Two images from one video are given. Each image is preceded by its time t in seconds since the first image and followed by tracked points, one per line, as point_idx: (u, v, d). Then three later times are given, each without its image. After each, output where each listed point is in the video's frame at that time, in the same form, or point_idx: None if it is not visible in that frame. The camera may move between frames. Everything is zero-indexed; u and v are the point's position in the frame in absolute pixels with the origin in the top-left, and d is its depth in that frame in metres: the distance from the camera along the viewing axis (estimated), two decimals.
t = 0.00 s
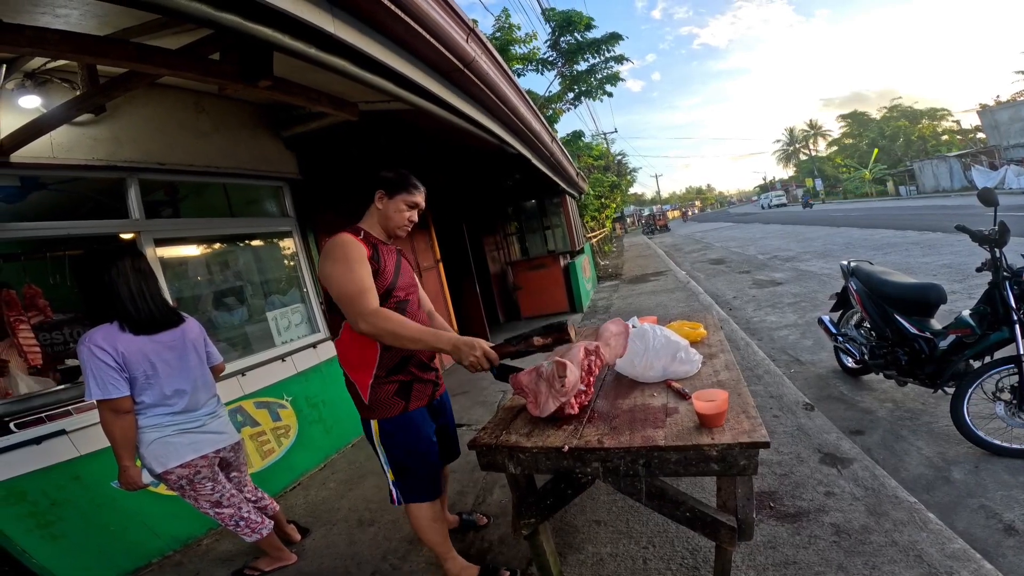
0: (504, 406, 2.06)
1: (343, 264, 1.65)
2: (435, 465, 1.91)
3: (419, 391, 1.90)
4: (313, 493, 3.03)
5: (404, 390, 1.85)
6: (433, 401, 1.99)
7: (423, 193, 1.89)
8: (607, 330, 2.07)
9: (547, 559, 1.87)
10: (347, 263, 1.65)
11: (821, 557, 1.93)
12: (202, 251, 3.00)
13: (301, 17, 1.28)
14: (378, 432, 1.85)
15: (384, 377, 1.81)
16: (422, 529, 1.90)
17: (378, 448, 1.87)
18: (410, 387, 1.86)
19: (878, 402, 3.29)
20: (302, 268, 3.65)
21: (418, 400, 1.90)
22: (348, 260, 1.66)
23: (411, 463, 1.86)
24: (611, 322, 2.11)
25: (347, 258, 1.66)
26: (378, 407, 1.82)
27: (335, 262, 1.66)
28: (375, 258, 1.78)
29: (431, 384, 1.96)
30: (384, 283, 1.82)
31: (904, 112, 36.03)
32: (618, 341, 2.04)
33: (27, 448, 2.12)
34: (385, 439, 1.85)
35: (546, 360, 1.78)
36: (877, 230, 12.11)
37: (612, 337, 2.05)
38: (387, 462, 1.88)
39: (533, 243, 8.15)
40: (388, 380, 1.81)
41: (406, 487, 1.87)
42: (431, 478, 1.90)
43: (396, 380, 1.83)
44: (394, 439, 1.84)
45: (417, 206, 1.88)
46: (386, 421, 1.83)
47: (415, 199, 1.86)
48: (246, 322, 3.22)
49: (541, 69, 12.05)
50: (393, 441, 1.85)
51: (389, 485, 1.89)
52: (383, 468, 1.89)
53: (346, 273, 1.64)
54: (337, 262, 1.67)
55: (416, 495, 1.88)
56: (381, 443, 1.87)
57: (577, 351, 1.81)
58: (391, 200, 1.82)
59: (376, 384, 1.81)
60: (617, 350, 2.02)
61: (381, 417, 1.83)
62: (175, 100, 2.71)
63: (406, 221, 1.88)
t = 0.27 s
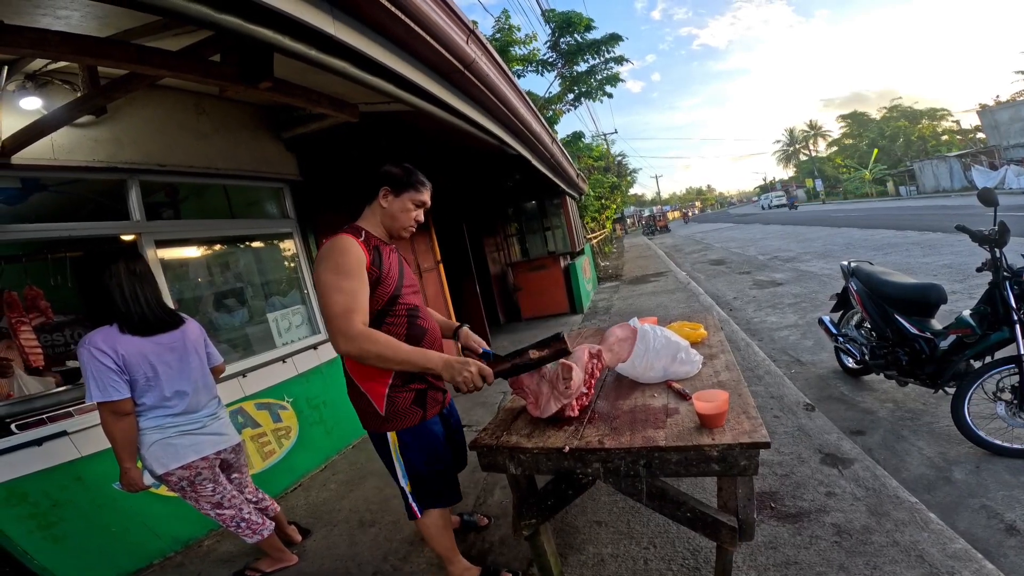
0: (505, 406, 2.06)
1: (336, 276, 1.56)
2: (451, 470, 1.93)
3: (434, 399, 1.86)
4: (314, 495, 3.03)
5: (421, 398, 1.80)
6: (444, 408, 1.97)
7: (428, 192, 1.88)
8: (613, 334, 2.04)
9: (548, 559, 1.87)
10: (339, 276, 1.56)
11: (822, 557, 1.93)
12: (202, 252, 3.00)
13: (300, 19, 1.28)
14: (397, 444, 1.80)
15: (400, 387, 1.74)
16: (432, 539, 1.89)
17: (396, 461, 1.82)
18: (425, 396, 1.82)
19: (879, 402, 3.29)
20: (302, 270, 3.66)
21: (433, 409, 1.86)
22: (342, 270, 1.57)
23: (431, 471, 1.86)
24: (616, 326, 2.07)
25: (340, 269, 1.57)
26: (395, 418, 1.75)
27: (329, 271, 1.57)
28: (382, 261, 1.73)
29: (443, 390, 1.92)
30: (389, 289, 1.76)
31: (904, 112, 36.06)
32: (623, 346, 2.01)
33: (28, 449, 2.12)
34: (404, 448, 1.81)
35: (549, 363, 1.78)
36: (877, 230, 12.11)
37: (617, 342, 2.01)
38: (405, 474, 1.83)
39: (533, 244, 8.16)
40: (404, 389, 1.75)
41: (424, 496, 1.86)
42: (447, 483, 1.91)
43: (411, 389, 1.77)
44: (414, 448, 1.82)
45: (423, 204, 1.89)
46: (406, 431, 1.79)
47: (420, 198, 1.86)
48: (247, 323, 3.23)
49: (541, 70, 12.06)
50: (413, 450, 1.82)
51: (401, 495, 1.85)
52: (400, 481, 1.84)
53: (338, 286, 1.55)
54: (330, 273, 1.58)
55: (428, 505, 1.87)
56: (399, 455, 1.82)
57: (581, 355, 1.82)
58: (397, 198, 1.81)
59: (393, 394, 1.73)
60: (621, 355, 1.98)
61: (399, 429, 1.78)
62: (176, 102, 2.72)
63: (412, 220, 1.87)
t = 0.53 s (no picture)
0: (506, 408, 2.06)
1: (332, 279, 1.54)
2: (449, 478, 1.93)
3: (431, 408, 1.86)
4: (314, 496, 3.03)
5: (420, 408, 1.80)
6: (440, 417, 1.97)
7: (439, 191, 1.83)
8: (618, 336, 2.05)
9: (548, 561, 1.87)
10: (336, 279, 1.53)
11: (823, 558, 1.93)
12: (201, 253, 2.99)
13: (300, 20, 1.28)
14: (398, 456, 1.78)
15: (400, 397, 1.74)
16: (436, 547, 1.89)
17: (397, 472, 1.79)
18: (424, 406, 1.83)
19: (879, 403, 3.29)
20: (302, 271, 3.66)
21: (431, 419, 1.87)
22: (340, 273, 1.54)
23: (432, 480, 1.86)
24: (619, 329, 2.10)
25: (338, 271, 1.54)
26: (392, 429, 1.74)
27: (329, 273, 1.54)
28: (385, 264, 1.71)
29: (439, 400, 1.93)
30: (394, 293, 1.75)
31: (903, 113, 36.10)
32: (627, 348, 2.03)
33: (28, 450, 2.12)
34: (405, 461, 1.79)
35: (554, 364, 1.79)
36: (877, 231, 12.12)
37: (621, 345, 2.04)
38: (407, 485, 1.81)
39: (533, 245, 8.16)
40: (403, 400, 1.75)
41: (425, 506, 1.85)
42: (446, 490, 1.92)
43: (410, 399, 1.77)
44: (416, 458, 1.81)
45: (433, 206, 1.84)
46: (407, 442, 1.78)
47: (432, 198, 1.81)
48: (247, 324, 3.22)
49: (540, 71, 12.06)
50: (415, 460, 1.81)
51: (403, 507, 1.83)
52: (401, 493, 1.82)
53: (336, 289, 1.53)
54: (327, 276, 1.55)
55: (430, 515, 1.86)
56: (401, 467, 1.79)
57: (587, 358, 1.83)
58: (406, 198, 1.77)
59: (392, 404, 1.72)
60: (623, 358, 2.02)
61: (399, 439, 1.76)
62: (176, 103, 2.72)
63: (421, 223, 1.84)
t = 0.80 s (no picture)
0: (506, 410, 2.05)
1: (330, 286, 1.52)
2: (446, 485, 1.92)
3: (428, 415, 1.86)
4: (313, 498, 3.02)
5: (417, 415, 1.79)
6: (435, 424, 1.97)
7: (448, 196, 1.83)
8: (613, 336, 2.04)
9: (548, 563, 1.86)
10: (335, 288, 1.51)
11: (823, 560, 1.92)
12: (201, 254, 2.99)
13: (300, 21, 1.28)
14: (394, 463, 1.77)
15: (396, 404, 1.73)
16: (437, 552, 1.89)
17: (393, 480, 1.78)
18: (420, 412, 1.81)
19: (879, 404, 3.28)
20: (301, 272, 3.65)
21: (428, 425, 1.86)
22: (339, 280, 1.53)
23: (428, 486, 1.85)
24: (615, 329, 2.08)
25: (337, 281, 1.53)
26: (390, 436, 1.73)
27: (332, 276, 1.53)
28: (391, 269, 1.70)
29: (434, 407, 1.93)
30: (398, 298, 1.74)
31: (902, 114, 36.17)
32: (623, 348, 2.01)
33: (26, 452, 2.12)
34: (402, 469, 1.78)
35: (554, 366, 1.78)
36: (876, 232, 12.14)
37: (618, 345, 2.02)
38: (403, 492, 1.80)
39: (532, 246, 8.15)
40: (400, 407, 1.74)
41: (422, 513, 1.84)
42: (443, 496, 1.91)
43: (407, 406, 1.76)
44: (412, 464, 1.80)
45: (442, 209, 1.85)
46: (403, 448, 1.78)
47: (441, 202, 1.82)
48: (246, 326, 3.22)
49: (540, 72, 12.07)
50: (411, 467, 1.80)
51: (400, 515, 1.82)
52: (397, 500, 1.81)
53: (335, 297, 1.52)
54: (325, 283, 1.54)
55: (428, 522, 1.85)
56: (396, 473, 1.78)
57: (586, 360, 1.82)
58: (416, 202, 1.77)
59: (388, 411, 1.71)
60: (622, 358, 2.00)
61: (396, 446, 1.75)
62: (175, 104, 2.71)
63: (430, 227, 1.84)
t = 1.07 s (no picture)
0: (506, 410, 2.05)
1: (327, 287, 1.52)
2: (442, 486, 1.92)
3: (424, 416, 1.86)
4: (312, 497, 3.02)
5: (413, 417, 1.79)
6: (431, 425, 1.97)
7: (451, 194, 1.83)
8: (618, 338, 2.04)
9: (547, 563, 1.86)
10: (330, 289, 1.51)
11: (822, 561, 1.92)
12: (202, 252, 2.99)
13: (302, 18, 1.28)
14: (390, 465, 1.76)
15: (392, 407, 1.72)
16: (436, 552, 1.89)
17: (390, 481, 1.78)
18: (416, 414, 1.81)
19: (879, 406, 3.28)
20: (302, 271, 3.66)
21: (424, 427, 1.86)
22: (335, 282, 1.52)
23: (425, 488, 1.85)
24: (620, 330, 2.08)
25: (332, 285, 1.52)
26: (386, 438, 1.72)
27: (329, 279, 1.52)
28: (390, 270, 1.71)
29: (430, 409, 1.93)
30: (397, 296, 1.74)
31: (904, 115, 36.12)
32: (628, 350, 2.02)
33: (25, 450, 2.12)
34: (399, 470, 1.78)
35: (554, 367, 1.77)
36: (877, 233, 12.13)
37: (623, 346, 2.03)
38: (400, 494, 1.80)
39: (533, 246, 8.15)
40: (396, 409, 1.74)
41: (419, 515, 1.83)
42: (440, 498, 1.91)
43: (403, 409, 1.76)
44: (408, 465, 1.80)
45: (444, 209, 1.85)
46: (400, 451, 1.78)
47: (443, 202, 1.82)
48: (246, 324, 3.22)
49: (542, 72, 12.06)
50: (407, 468, 1.80)
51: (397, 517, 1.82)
52: (394, 502, 1.80)
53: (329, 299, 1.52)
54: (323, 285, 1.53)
55: (426, 523, 1.85)
56: (393, 475, 1.78)
57: (587, 360, 1.81)
58: (420, 201, 1.77)
59: (384, 414, 1.71)
60: (625, 359, 2.01)
61: (392, 448, 1.75)
62: (176, 101, 2.71)
63: (433, 227, 1.85)
